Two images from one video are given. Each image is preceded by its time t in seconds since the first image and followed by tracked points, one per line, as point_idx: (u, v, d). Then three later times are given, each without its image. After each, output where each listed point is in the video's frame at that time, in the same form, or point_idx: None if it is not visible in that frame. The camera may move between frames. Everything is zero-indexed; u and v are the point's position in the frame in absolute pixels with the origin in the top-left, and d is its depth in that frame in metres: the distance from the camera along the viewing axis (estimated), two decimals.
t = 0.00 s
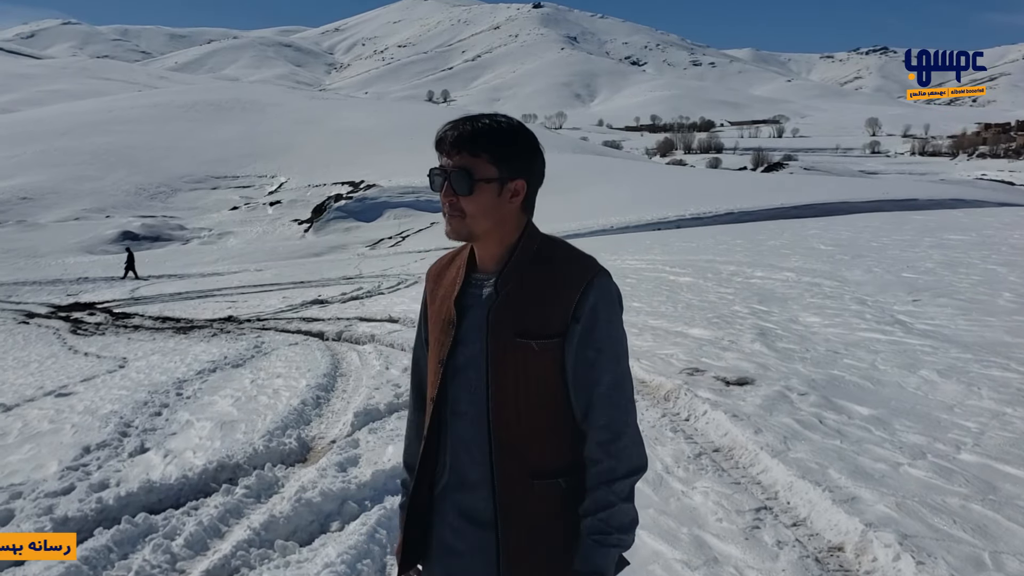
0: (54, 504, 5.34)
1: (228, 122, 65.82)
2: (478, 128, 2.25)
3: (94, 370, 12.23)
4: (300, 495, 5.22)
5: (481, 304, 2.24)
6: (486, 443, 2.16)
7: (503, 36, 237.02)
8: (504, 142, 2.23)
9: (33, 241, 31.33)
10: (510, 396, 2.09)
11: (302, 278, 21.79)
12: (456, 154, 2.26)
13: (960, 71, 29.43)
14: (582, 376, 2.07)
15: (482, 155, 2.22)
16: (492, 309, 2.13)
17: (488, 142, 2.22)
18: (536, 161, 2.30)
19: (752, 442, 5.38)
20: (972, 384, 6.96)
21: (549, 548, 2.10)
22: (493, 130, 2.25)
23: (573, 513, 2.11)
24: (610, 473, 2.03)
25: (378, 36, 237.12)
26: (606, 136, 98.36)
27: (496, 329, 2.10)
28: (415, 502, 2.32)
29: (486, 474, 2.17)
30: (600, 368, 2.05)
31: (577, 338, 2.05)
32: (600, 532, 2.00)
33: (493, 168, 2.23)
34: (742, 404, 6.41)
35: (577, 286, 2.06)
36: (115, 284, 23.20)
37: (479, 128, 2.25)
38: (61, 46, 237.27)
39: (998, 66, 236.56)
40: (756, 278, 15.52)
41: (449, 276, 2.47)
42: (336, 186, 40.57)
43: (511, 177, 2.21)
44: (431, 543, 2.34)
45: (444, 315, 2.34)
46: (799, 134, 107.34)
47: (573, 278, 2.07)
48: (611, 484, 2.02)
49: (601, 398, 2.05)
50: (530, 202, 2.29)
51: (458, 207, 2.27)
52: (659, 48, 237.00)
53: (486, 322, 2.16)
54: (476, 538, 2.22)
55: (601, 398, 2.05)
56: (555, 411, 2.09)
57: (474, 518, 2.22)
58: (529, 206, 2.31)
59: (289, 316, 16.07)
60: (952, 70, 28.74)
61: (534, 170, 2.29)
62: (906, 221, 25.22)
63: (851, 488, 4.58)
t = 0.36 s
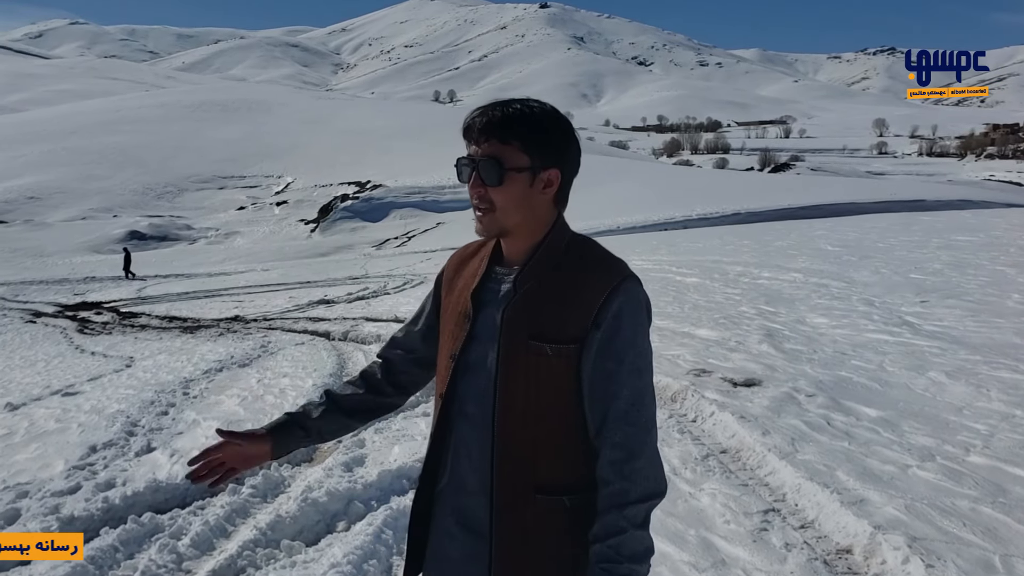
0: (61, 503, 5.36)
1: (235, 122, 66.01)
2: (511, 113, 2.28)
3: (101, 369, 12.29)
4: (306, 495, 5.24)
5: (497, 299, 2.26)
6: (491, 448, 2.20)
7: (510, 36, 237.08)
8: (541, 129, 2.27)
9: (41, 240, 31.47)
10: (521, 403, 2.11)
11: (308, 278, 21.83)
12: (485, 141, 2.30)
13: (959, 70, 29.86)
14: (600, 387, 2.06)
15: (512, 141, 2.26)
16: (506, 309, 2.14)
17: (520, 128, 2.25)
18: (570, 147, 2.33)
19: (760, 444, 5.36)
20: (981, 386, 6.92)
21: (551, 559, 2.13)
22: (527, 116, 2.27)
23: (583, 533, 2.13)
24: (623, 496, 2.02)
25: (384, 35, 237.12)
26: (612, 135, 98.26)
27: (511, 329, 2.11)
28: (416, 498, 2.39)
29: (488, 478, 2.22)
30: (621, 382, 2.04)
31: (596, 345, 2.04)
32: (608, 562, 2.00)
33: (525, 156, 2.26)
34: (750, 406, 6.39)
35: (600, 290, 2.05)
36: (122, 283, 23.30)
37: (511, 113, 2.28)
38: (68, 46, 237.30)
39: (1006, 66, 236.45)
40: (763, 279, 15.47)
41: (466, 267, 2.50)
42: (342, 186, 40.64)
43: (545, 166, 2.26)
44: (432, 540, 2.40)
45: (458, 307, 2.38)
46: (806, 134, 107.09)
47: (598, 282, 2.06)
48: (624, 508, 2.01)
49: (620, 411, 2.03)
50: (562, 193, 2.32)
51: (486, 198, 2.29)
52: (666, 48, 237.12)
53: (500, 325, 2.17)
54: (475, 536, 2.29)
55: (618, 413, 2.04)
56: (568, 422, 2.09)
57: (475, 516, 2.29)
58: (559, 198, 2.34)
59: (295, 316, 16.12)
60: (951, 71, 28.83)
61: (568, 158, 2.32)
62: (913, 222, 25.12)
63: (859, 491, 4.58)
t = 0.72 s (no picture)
0: (75, 502, 5.41)
1: (247, 123, 66.36)
2: (529, 114, 2.37)
3: (115, 369, 12.39)
4: (318, 495, 5.27)
5: (510, 303, 2.37)
6: (504, 455, 2.30)
7: (521, 36, 237.09)
8: (557, 132, 2.36)
9: (55, 241, 31.75)
10: (535, 411, 2.23)
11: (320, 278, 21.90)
12: (502, 144, 2.39)
13: (959, 71, 28.85)
14: (616, 399, 2.20)
15: (529, 144, 2.35)
16: (523, 317, 2.26)
17: (540, 133, 2.35)
18: (588, 152, 2.44)
19: (772, 444, 5.37)
20: (995, 387, 6.85)
21: (558, 564, 2.24)
22: (546, 119, 2.37)
23: (592, 545, 2.26)
24: (636, 509, 2.16)
25: (396, 36, 237.24)
26: (623, 135, 98.01)
27: (527, 335, 2.23)
28: (416, 503, 2.48)
29: (500, 484, 2.33)
30: (637, 394, 2.18)
31: (613, 355, 2.19)
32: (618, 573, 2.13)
33: (543, 159, 2.36)
34: (762, 406, 6.37)
35: (618, 302, 2.20)
36: (135, 284, 23.47)
37: (529, 114, 2.37)
38: (81, 48, 236.99)
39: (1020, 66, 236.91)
40: (775, 279, 15.37)
41: (476, 262, 2.61)
42: (353, 187, 40.76)
43: (563, 169, 2.35)
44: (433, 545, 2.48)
45: (468, 310, 2.47)
46: (818, 134, 106.44)
47: (615, 293, 2.21)
48: (636, 519, 2.15)
49: (635, 423, 2.18)
50: (576, 199, 2.45)
51: (499, 199, 2.38)
52: (678, 47, 237.06)
53: (514, 335, 2.29)
54: (482, 536, 2.40)
55: (633, 425, 2.19)
56: (582, 431, 2.23)
57: (484, 517, 2.38)
58: (573, 204, 2.47)
59: (307, 316, 16.19)
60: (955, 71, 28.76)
61: (585, 164, 2.44)
62: (927, 222, 24.89)
63: (871, 492, 4.61)
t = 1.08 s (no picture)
0: (81, 501, 5.42)
1: (253, 122, 66.51)
2: (531, 115, 2.39)
3: (122, 369, 12.44)
4: (325, 494, 5.29)
5: (520, 303, 2.38)
6: (515, 454, 2.31)
7: (528, 35, 237.12)
8: (559, 131, 2.37)
9: (62, 240, 31.91)
10: (547, 413, 2.24)
11: (326, 278, 21.93)
12: (505, 145, 2.40)
13: (959, 72, 29.54)
14: (629, 401, 2.22)
15: (534, 144, 2.37)
16: (533, 318, 2.26)
17: (547, 133, 2.37)
18: (591, 150, 2.45)
19: (778, 444, 5.39)
20: (1002, 387, 6.81)
21: (571, 564, 2.25)
22: (551, 118, 2.39)
23: (609, 546, 2.29)
24: (653, 509, 2.22)
25: (402, 35, 237.05)
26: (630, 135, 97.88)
27: (539, 337, 2.24)
28: (426, 502, 2.49)
29: (511, 484, 2.33)
30: (650, 395, 2.21)
31: (626, 357, 2.20)
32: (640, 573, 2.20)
33: (547, 158, 2.36)
34: (769, 407, 6.35)
35: (629, 303, 2.21)
36: (141, 283, 23.57)
37: (531, 116, 2.39)
38: (88, 47, 237.23)
39: None
40: (782, 279, 15.30)
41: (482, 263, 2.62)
42: (359, 186, 40.82)
43: (567, 169, 2.36)
44: (441, 544, 2.48)
45: (476, 311, 2.47)
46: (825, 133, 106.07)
47: (624, 293, 2.23)
48: (655, 520, 2.21)
49: (649, 425, 2.21)
50: (582, 199, 2.44)
51: (506, 200, 2.39)
52: (684, 46, 236.97)
53: (525, 335, 2.30)
54: (493, 537, 2.39)
55: (647, 427, 2.22)
56: (595, 432, 2.24)
57: (494, 517, 2.39)
58: (579, 203, 2.46)
59: (314, 315, 16.22)
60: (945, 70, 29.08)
61: (589, 161, 2.44)
62: (934, 221, 24.74)
63: (878, 492, 4.61)
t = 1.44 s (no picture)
0: (119, 499, 5.49)
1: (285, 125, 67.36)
2: (570, 116, 2.34)
3: (158, 368, 12.69)
4: (358, 493, 5.28)
5: (561, 304, 2.32)
6: (552, 456, 2.25)
7: (559, 36, 237.26)
8: (605, 134, 2.31)
9: (100, 241, 32.62)
10: (586, 415, 2.17)
11: (357, 279, 22.10)
12: (546, 146, 2.34)
13: (955, 72, 28.77)
14: (668, 404, 2.16)
15: (576, 145, 2.31)
16: (572, 320, 2.21)
17: (590, 135, 2.31)
18: (632, 151, 2.39)
19: (813, 446, 5.41)
20: None
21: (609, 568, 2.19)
22: (593, 120, 2.33)
23: (645, 548, 2.21)
24: (690, 510, 2.14)
25: (434, 37, 237.07)
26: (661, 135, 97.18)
27: (577, 340, 2.18)
28: (461, 503, 2.43)
29: (549, 487, 2.26)
30: (689, 398, 2.15)
31: (665, 360, 2.14)
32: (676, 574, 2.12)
33: (588, 159, 2.31)
34: (803, 408, 6.34)
35: (668, 306, 2.15)
36: (177, 284, 24.03)
37: (572, 116, 2.33)
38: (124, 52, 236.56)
39: None
40: (816, 280, 14.97)
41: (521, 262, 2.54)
42: (391, 187, 41.09)
43: (608, 170, 2.30)
44: (477, 545, 2.42)
45: (513, 313, 2.41)
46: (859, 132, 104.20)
47: (664, 295, 2.16)
48: (690, 523, 2.13)
49: (687, 428, 2.15)
50: (622, 200, 2.39)
51: (545, 200, 2.32)
52: (717, 46, 236.94)
53: (564, 337, 2.24)
54: (529, 539, 2.33)
55: (685, 429, 2.15)
56: (634, 434, 2.18)
57: (530, 519, 2.32)
58: (618, 205, 2.41)
59: (346, 316, 16.35)
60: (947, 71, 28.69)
61: (629, 162, 2.38)
62: (974, 221, 24.04)
63: (915, 496, 4.63)
